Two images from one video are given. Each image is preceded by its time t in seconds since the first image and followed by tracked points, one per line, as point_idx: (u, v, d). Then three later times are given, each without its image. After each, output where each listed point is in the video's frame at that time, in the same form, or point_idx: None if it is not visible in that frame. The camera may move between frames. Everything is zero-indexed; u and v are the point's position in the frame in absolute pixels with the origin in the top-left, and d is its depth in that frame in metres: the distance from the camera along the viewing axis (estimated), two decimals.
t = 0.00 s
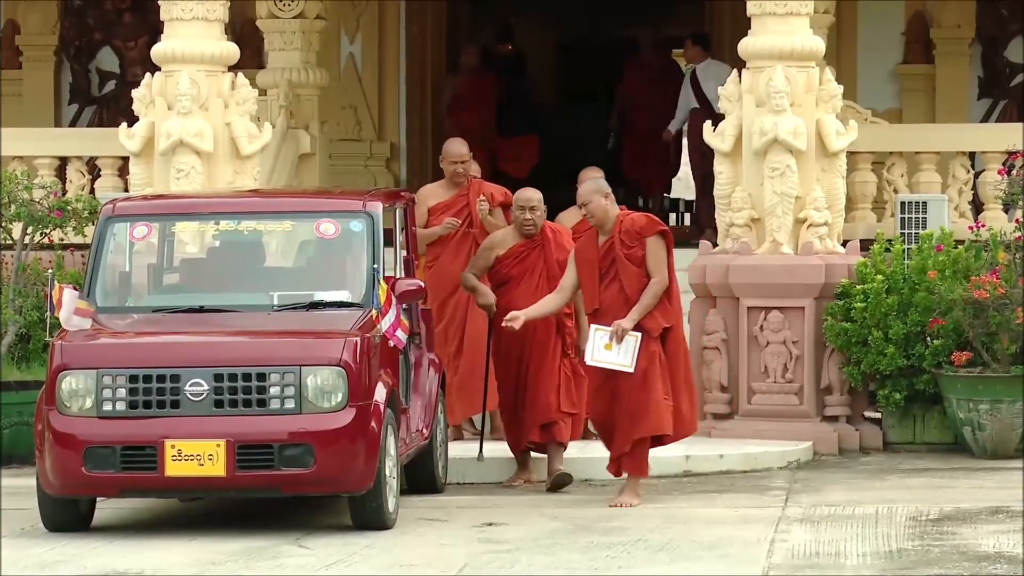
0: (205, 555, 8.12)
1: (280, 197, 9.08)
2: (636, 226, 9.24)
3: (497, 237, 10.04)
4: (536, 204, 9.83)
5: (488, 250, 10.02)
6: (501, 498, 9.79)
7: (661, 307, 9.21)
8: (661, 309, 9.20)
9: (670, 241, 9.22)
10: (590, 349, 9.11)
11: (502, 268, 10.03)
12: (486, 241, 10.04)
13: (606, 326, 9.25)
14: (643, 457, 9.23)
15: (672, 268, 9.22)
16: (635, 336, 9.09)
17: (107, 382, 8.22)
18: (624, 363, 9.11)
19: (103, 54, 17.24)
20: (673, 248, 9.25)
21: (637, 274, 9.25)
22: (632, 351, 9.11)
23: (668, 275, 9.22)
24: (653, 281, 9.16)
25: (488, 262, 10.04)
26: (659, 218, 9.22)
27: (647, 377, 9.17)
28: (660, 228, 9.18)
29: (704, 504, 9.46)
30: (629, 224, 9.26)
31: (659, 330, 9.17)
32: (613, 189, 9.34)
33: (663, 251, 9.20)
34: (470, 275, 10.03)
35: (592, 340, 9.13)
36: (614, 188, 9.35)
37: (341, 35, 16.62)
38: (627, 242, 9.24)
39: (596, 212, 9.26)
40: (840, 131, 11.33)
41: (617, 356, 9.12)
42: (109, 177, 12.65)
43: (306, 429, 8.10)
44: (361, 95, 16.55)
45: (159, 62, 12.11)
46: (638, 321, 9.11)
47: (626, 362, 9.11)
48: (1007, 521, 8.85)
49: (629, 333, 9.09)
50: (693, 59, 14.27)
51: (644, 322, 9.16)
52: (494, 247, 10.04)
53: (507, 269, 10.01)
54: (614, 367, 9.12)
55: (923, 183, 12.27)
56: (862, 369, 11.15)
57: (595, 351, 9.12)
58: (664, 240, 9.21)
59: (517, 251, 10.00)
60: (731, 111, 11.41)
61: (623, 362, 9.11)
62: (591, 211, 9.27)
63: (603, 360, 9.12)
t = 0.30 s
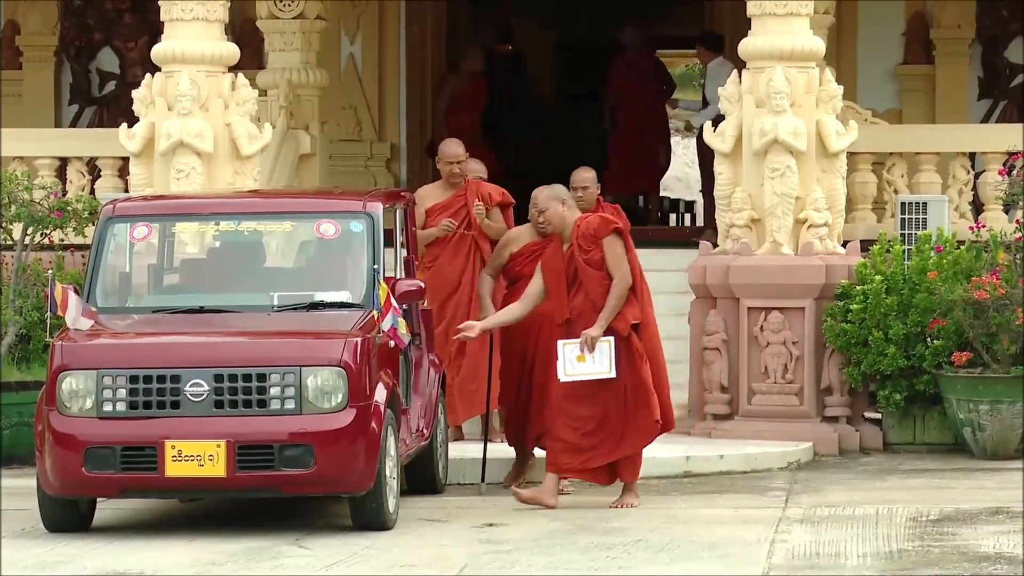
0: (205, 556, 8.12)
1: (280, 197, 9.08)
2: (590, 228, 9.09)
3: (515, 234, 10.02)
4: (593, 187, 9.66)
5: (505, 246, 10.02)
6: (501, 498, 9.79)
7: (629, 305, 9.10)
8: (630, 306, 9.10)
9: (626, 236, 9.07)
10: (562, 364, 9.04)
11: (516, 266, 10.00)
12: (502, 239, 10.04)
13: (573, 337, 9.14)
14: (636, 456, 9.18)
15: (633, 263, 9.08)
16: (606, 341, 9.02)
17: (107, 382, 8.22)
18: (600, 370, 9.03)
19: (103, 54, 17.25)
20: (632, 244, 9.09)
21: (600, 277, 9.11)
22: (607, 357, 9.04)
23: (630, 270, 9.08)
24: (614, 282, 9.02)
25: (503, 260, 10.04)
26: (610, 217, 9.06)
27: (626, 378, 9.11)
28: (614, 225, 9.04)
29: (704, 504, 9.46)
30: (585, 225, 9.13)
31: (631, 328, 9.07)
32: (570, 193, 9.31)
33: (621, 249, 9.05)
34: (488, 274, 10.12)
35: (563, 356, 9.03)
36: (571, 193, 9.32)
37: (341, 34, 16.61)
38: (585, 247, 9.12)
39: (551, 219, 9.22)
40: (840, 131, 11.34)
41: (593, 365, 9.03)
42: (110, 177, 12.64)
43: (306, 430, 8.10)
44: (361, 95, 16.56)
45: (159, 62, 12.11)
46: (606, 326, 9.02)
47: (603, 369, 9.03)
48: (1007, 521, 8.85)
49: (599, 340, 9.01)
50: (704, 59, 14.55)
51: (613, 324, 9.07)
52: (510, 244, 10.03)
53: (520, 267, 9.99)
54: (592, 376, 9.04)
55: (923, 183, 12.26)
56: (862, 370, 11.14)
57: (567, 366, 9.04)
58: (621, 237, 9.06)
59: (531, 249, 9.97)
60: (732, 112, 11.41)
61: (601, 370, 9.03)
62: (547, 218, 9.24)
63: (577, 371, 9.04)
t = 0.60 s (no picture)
0: (206, 555, 8.12)
1: (280, 197, 9.08)
2: (544, 234, 8.86)
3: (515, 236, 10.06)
4: (581, 183, 10.38)
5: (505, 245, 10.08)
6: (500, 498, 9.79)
7: (594, 306, 8.89)
8: (596, 307, 8.89)
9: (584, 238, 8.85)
10: (533, 371, 8.78)
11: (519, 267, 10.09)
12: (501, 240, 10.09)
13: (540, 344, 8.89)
14: (611, 455, 8.93)
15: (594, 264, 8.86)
16: (575, 344, 8.78)
17: (107, 382, 8.23)
18: (572, 374, 8.77)
19: (103, 54, 17.26)
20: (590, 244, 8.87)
21: (562, 282, 8.88)
22: (578, 361, 8.78)
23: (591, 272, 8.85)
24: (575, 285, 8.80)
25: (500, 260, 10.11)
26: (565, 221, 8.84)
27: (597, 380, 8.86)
28: (570, 229, 8.82)
29: (704, 504, 9.45)
30: (539, 232, 8.87)
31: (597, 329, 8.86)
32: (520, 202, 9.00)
33: (579, 250, 8.82)
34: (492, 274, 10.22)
35: (534, 363, 8.78)
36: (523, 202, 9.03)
37: (342, 34, 16.62)
38: (541, 253, 8.90)
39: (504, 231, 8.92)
40: (840, 131, 11.34)
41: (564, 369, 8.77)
42: (110, 177, 12.65)
43: (306, 430, 8.10)
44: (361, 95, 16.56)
45: (159, 62, 12.11)
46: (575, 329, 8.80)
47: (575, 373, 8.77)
48: (1007, 521, 8.85)
49: (568, 344, 8.77)
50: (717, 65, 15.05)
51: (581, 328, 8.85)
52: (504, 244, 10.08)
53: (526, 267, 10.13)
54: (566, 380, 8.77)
55: (923, 183, 12.26)
56: (862, 370, 11.14)
57: (538, 372, 8.78)
58: (576, 238, 8.83)
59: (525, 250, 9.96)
60: (732, 112, 11.40)
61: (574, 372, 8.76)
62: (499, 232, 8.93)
63: (550, 377, 8.77)
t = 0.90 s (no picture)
0: (205, 556, 8.12)
1: (279, 197, 9.08)
2: (518, 235, 8.84)
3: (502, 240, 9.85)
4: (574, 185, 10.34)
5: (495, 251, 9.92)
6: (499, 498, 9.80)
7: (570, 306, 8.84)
8: (573, 307, 8.85)
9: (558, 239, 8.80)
10: (512, 376, 8.77)
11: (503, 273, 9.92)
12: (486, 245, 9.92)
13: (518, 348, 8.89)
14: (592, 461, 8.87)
15: (569, 263, 8.82)
16: (553, 347, 8.77)
17: (106, 382, 8.23)
18: (551, 376, 8.77)
19: (102, 54, 17.25)
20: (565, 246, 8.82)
21: (538, 283, 8.87)
22: (557, 363, 8.77)
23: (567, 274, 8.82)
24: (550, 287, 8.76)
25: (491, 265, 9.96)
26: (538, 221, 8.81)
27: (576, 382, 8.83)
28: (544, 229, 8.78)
29: (704, 505, 9.46)
30: (514, 234, 8.86)
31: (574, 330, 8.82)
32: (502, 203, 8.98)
33: (553, 252, 8.78)
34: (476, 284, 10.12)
35: (511, 366, 8.78)
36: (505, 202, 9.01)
37: (341, 34, 16.63)
38: (516, 254, 8.88)
39: (485, 232, 8.94)
40: (839, 131, 11.35)
41: (543, 372, 8.77)
42: (109, 177, 12.65)
43: (305, 430, 8.10)
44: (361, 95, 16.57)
45: (159, 62, 12.12)
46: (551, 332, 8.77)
47: (554, 375, 8.77)
48: (1006, 522, 8.86)
49: (545, 347, 8.75)
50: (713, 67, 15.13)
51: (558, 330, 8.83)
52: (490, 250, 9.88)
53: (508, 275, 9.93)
54: (545, 383, 8.77)
55: (923, 183, 12.25)
56: (860, 370, 11.15)
57: (517, 377, 8.78)
58: (551, 240, 8.79)
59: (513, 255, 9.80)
60: (731, 112, 11.40)
61: (552, 375, 8.77)
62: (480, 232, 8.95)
63: (529, 381, 8.77)
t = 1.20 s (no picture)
0: (203, 555, 8.12)
1: (277, 197, 9.08)
2: (509, 230, 8.89)
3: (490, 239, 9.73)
4: (575, 185, 10.21)
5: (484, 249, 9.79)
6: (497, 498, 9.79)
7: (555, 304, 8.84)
8: (557, 305, 8.83)
9: (545, 235, 8.82)
10: (495, 373, 8.79)
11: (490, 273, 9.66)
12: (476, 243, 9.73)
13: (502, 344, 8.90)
14: (580, 461, 8.84)
15: (555, 261, 8.82)
16: (536, 344, 8.78)
17: (103, 382, 8.23)
18: (533, 374, 8.79)
19: (100, 54, 17.25)
20: (553, 242, 8.83)
21: (525, 279, 8.91)
22: (540, 360, 8.79)
23: (554, 270, 8.83)
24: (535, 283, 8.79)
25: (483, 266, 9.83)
26: (527, 217, 8.84)
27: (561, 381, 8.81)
28: (531, 225, 8.81)
29: (702, 504, 9.46)
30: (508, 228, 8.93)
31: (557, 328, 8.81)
32: (509, 193, 9.10)
33: (541, 247, 8.81)
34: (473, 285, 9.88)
35: (494, 363, 8.80)
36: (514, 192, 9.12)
37: (338, 34, 16.62)
38: (507, 248, 8.93)
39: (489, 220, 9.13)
40: (837, 131, 11.34)
41: (525, 369, 8.79)
42: (106, 177, 12.64)
43: (302, 430, 8.10)
44: (359, 94, 16.57)
45: (157, 62, 12.12)
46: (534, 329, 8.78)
47: (536, 373, 8.79)
48: (1004, 521, 8.86)
49: (529, 345, 8.76)
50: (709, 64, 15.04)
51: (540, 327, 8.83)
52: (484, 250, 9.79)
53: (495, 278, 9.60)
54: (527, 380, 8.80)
55: (921, 183, 12.24)
56: (858, 369, 11.14)
57: (500, 373, 8.80)
58: (539, 236, 8.81)
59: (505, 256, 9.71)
60: (729, 112, 11.41)
61: (534, 373, 8.79)
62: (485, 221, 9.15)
63: (512, 378, 8.80)
